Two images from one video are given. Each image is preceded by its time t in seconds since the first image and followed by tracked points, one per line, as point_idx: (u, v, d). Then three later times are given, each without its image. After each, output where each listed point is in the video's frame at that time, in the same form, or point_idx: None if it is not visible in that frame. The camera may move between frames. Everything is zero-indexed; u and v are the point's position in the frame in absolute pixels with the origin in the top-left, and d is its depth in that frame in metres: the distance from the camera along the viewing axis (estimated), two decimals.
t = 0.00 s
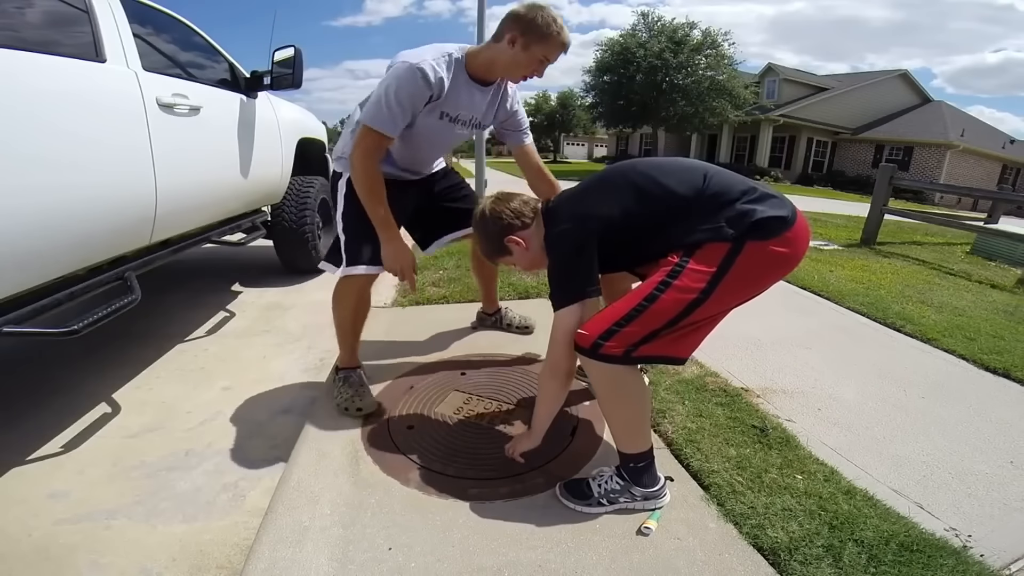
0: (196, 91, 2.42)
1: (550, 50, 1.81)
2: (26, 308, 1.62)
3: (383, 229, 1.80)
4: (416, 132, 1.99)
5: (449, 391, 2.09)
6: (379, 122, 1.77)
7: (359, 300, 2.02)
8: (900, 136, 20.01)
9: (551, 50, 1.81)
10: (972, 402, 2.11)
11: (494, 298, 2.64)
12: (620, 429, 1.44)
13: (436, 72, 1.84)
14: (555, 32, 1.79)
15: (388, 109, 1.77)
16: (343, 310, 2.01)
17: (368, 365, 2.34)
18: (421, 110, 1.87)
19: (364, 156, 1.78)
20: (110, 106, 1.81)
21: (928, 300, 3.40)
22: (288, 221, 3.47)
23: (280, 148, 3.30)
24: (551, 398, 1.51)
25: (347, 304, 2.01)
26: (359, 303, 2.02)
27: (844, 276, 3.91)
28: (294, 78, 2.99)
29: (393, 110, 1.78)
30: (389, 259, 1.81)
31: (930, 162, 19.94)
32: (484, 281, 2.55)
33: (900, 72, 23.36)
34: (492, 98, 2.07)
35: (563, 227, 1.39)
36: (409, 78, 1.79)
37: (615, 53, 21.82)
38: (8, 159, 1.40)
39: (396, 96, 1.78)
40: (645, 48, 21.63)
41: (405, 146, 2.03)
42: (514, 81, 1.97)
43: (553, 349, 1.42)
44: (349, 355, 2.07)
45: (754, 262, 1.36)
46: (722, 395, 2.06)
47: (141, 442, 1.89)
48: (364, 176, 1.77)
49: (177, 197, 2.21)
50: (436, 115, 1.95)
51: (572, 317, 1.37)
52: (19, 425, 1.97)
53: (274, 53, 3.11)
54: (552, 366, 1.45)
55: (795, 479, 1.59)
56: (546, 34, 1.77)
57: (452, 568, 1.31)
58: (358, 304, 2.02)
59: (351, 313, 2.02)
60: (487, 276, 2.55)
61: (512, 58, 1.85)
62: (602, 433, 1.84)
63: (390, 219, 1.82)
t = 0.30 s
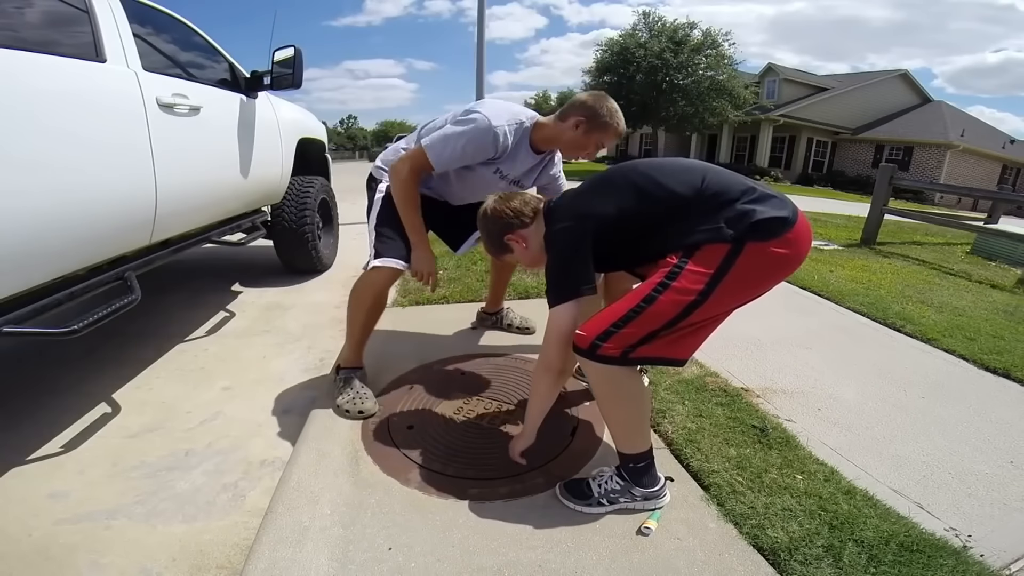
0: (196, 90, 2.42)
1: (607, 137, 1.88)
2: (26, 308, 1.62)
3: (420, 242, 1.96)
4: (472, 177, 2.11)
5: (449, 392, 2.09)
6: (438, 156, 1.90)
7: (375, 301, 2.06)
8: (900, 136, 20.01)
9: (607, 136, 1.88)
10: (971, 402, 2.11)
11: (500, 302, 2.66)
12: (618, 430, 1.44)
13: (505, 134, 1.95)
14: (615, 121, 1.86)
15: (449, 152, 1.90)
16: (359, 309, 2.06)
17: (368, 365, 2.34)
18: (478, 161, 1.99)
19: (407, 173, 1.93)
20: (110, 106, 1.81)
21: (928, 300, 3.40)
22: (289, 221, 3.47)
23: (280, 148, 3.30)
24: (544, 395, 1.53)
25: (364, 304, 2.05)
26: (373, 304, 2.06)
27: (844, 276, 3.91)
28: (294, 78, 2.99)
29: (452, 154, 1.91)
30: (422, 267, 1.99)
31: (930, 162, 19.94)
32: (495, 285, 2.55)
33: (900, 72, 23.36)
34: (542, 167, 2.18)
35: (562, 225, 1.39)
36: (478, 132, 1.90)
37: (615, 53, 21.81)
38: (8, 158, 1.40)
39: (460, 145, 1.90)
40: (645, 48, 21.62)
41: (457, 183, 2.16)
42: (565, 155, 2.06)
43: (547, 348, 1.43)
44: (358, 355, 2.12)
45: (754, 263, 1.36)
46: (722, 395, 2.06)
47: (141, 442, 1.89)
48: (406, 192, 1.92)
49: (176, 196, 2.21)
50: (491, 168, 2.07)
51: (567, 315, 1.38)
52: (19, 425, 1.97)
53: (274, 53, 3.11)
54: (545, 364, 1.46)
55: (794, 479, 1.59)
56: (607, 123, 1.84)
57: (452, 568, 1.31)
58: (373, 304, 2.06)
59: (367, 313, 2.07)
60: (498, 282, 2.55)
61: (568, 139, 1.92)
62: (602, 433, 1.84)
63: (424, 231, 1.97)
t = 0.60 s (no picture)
0: (196, 90, 2.42)
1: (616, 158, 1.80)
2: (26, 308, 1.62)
3: (429, 237, 2.00)
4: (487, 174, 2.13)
5: (449, 392, 2.09)
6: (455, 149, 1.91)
7: (381, 296, 2.07)
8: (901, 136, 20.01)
9: (618, 157, 1.80)
10: (971, 402, 2.11)
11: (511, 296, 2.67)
12: (615, 430, 1.44)
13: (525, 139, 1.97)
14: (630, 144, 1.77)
15: (467, 150, 1.91)
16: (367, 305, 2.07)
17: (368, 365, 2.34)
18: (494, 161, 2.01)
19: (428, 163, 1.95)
20: (110, 106, 1.81)
21: (928, 300, 3.40)
22: (289, 221, 3.47)
23: (280, 148, 3.30)
24: (543, 394, 1.53)
25: (370, 300, 2.06)
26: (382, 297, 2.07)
27: (844, 276, 3.91)
28: (294, 78, 2.99)
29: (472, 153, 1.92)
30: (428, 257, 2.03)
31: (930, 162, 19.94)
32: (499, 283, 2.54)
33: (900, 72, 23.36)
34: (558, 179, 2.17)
35: (558, 228, 1.39)
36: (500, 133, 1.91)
37: (615, 53, 21.79)
38: (8, 158, 1.40)
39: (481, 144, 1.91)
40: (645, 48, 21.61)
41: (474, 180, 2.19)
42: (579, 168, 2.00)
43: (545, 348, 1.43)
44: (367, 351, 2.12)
45: (750, 265, 1.36)
46: (722, 395, 2.06)
47: (141, 442, 1.89)
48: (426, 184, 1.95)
49: (177, 196, 2.21)
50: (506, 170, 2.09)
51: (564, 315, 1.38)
52: (19, 425, 1.97)
53: (274, 53, 3.11)
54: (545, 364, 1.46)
55: (795, 479, 1.59)
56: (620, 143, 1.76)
57: (452, 568, 1.31)
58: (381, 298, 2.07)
59: (374, 309, 2.08)
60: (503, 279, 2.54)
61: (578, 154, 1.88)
62: (602, 433, 1.85)
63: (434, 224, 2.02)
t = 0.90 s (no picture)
0: (196, 91, 2.42)
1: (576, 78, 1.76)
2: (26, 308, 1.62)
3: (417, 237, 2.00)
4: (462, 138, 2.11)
5: (449, 391, 2.09)
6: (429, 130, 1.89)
7: (384, 287, 2.13)
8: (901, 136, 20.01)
9: (571, 70, 1.75)
10: (971, 402, 2.11)
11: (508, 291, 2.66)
12: (614, 431, 1.44)
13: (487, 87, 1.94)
14: (585, 60, 1.72)
15: (440, 122, 1.89)
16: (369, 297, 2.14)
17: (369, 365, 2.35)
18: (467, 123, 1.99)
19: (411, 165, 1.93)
20: (110, 106, 1.81)
21: (928, 300, 3.40)
22: (289, 221, 3.47)
23: (280, 148, 3.29)
24: (543, 398, 1.53)
25: (372, 293, 2.14)
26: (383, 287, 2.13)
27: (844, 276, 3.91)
28: (294, 78, 2.99)
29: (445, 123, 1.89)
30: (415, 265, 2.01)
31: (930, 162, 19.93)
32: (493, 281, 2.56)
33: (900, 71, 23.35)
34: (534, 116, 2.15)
35: (556, 229, 1.38)
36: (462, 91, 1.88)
37: (615, 53, 21.78)
38: (8, 157, 1.40)
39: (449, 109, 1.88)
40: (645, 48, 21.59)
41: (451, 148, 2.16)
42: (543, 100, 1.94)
43: (545, 352, 1.42)
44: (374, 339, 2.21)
45: (748, 265, 1.35)
46: (722, 395, 2.06)
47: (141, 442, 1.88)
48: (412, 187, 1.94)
49: (177, 196, 2.21)
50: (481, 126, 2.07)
51: (564, 319, 1.37)
52: (19, 425, 1.97)
53: (274, 53, 3.11)
54: (546, 369, 1.46)
55: (795, 479, 1.59)
56: (574, 60, 1.72)
57: (451, 568, 1.31)
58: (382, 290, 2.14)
59: (376, 300, 2.15)
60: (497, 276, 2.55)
61: (543, 87, 1.88)
62: (602, 433, 1.84)
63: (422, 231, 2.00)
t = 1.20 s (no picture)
0: (196, 91, 2.42)
1: (478, 66, 1.66)
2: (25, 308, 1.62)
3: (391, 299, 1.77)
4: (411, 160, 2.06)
5: (449, 391, 2.09)
6: (372, 175, 1.80)
7: (360, 289, 2.07)
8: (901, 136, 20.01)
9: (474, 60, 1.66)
10: (971, 402, 2.11)
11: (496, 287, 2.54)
12: (614, 432, 1.45)
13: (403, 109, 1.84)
14: (492, 46, 1.62)
15: (373, 159, 1.78)
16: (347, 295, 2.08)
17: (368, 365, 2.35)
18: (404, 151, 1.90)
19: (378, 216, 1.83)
20: (110, 106, 1.81)
21: (928, 300, 3.40)
22: (289, 221, 3.47)
23: (280, 148, 3.30)
24: (541, 402, 1.53)
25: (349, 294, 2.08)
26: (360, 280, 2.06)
27: (844, 276, 3.91)
28: (294, 78, 2.99)
29: (384, 160, 1.80)
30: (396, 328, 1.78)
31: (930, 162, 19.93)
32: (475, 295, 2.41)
33: (900, 71, 23.34)
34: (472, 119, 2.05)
35: (555, 234, 1.38)
36: (380, 123, 1.79)
37: (615, 53, 21.77)
38: (8, 157, 1.40)
39: (380, 146, 1.79)
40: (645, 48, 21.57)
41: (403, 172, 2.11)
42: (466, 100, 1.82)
43: (543, 356, 1.42)
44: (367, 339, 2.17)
45: (749, 268, 1.36)
46: (722, 395, 2.06)
47: (141, 442, 1.89)
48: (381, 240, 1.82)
49: (177, 196, 2.21)
50: (415, 151, 2.02)
51: (563, 323, 1.37)
52: (19, 425, 1.97)
53: (274, 53, 3.11)
54: (541, 374, 1.46)
55: (795, 479, 1.59)
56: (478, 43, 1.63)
57: (451, 568, 1.31)
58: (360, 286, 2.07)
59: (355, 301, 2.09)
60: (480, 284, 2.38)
61: (451, 76, 1.79)
62: (602, 433, 1.85)
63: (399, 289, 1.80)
